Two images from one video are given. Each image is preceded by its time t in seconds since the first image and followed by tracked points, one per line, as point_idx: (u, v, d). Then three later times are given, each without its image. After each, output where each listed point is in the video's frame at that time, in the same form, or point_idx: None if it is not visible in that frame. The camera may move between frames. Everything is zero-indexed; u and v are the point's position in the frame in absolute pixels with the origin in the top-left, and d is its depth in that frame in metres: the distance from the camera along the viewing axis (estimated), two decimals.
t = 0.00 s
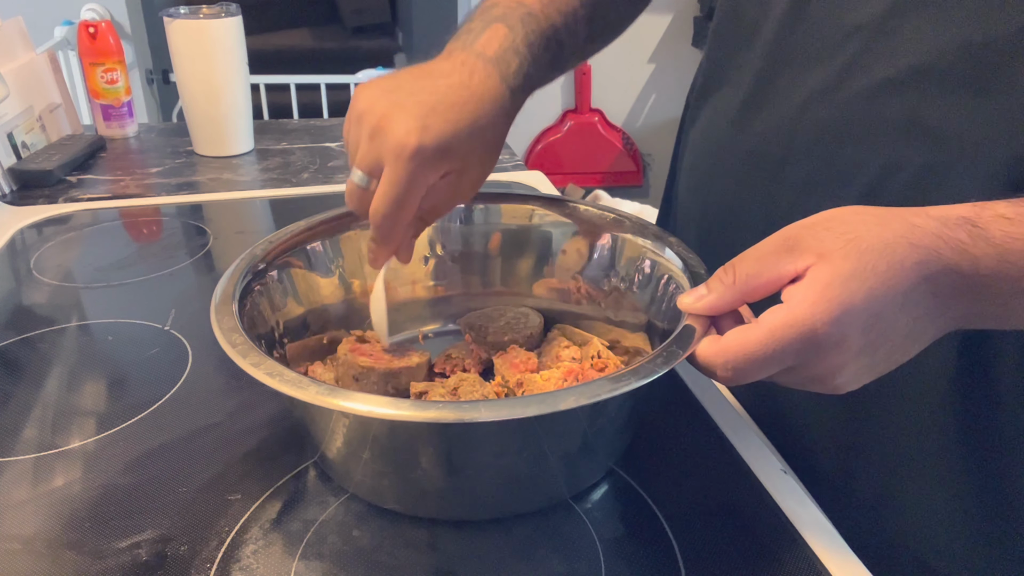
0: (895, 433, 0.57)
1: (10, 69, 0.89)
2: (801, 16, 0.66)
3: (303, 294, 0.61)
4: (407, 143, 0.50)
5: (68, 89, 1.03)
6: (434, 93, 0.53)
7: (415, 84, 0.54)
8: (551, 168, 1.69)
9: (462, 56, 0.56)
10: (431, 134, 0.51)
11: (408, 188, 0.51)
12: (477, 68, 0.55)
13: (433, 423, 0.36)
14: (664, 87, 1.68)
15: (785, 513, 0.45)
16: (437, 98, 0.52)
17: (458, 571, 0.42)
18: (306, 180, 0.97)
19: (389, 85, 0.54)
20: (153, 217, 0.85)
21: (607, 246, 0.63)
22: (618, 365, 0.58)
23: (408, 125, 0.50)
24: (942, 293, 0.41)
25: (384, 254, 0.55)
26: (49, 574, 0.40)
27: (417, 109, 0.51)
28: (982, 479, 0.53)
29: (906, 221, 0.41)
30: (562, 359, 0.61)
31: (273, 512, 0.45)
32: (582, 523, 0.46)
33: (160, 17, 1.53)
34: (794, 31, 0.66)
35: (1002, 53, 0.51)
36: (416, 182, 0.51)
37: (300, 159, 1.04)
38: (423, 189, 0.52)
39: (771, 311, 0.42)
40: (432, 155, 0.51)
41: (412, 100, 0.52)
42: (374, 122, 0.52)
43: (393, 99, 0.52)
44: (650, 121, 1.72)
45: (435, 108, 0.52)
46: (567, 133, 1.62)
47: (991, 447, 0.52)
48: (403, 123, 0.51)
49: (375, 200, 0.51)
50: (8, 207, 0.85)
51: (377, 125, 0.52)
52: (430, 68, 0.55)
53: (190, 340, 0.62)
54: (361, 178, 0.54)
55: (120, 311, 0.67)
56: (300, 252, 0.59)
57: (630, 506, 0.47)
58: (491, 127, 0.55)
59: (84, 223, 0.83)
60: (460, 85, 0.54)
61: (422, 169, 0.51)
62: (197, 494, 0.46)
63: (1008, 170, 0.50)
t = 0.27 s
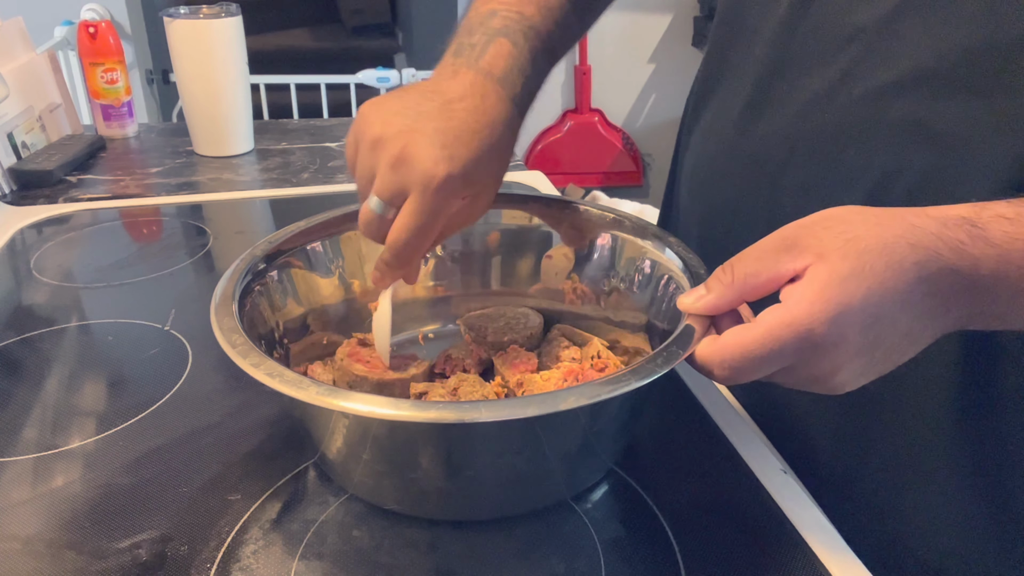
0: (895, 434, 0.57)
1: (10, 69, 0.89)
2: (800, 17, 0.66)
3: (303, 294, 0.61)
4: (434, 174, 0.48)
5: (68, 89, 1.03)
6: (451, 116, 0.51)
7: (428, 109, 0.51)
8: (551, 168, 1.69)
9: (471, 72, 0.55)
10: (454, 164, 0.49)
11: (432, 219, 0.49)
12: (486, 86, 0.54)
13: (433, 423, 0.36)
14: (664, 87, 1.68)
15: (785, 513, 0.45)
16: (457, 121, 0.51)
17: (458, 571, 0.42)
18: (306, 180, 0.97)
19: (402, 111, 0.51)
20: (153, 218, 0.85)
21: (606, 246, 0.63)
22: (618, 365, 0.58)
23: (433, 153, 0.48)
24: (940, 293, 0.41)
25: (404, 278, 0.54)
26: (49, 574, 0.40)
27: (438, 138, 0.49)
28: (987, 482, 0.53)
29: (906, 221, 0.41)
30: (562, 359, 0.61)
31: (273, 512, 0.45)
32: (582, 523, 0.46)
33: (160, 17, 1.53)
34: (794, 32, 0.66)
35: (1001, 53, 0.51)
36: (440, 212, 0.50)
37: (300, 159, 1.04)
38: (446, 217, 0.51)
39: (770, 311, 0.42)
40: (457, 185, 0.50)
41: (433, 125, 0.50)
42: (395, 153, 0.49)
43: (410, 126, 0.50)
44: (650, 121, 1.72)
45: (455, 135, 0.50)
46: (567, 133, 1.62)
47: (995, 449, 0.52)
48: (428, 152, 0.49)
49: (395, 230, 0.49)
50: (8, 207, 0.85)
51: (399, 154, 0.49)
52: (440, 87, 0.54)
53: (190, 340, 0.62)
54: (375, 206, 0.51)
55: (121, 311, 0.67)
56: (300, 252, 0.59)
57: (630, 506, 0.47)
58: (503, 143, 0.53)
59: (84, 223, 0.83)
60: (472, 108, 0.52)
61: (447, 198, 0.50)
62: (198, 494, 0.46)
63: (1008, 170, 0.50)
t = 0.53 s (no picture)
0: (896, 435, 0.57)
1: (10, 69, 0.89)
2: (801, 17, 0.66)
3: (303, 294, 0.61)
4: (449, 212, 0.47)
5: (68, 89, 1.03)
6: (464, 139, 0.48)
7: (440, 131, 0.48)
8: (551, 168, 1.69)
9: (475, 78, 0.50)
10: (471, 196, 0.47)
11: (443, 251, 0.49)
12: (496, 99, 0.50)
13: (433, 423, 0.36)
14: (664, 87, 1.68)
15: (785, 513, 0.45)
16: (475, 151, 0.48)
17: (458, 570, 0.42)
18: (306, 180, 0.97)
19: (413, 134, 0.48)
20: (153, 218, 0.85)
21: (606, 246, 0.63)
22: (618, 365, 0.58)
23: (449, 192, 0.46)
24: (940, 294, 0.41)
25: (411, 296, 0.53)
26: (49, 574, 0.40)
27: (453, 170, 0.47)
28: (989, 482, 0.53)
29: (906, 222, 0.41)
30: (562, 359, 0.61)
31: (273, 512, 0.45)
32: (581, 523, 0.46)
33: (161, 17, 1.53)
34: (793, 31, 0.66)
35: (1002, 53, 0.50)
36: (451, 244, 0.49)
37: (300, 159, 1.04)
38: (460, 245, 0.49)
39: (770, 311, 0.42)
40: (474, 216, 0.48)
41: (446, 156, 0.47)
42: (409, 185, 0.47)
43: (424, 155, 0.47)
44: (650, 121, 1.72)
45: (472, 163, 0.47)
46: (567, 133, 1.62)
47: (998, 450, 0.52)
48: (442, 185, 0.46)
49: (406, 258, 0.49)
50: (8, 207, 0.85)
51: (413, 187, 0.47)
52: (445, 99, 0.49)
53: (190, 340, 0.62)
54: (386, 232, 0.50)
55: (120, 311, 0.67)
56: (300, 252, 0.59)
57: (629, 506, 0.47)
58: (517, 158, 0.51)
59: (84, 223, 0.83)
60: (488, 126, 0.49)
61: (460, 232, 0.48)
62: (198, 494, 0.46)
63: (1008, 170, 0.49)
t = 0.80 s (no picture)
0: (896, 437, 0.57)
1: (10, 69, 0.89)
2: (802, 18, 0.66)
3: (303, 295, 0.61)
4: (405, 208, 0.45)
5: (68, 89, 1.03)
6: (422, 132, 0.47)
7: (399, 131, 0.47)
8: (551, 168, 1.69)
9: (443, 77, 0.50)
10: (427, 191, 0.46)
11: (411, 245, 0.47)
12: (460, 89, 0.49)
13: (433, 423, 0.36)
14: (664, 87, 1.68)
15: (785, 513, 0.45)
16: (429, 144, 0.46)
17: (458, 571, 0.42)
18: (306, 180, 0.97)
19: (372, 134, 0.48)
20: (153, 218, 0.85)
21: (606, 246, 0.63)
22: (618, 365, 0.58)
23: (403, 185, 0.45)
24: (941, 299, 0.41)
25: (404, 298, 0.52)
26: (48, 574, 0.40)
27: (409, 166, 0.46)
28: (987, 486, 0.52)
29: (907, 226, 0.41)
30: (562, 360, 0.61)
31: (273, 512, 0.45)
32: (581, 523, 0.46)
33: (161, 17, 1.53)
34: (795, 32, 0.66)
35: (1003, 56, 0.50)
36: (421, 237, 0.47)
37: (300, 160, 1.04)
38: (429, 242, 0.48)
39: (771, 312, 0.42)
40: (436, 211, 0.47)
41: (400, 152, 0.46)
42: (364, 188, 0.46)
43: (381, 158, 0.47)
44: (650, 121, 1.72)
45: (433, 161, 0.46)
46: (567, 133, 1.62)
47: (998, 455, 0.51)
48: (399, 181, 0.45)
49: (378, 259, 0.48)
50: (8, 207, 0.85)
51: (370, 188, 0.46)
52: (409, 98, 0.49)
53: (191, 340, 0.62)
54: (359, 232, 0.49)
55: (120, 311, 0.67)
56: (300, 253, 0.59)
57: (629, 506, 0.47)
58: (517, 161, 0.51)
59: (84, 223, 0.83)
60: (449, 117, 0.48)
61: (425, 224, 0.47)
62: (198, 494, 0.46)
63: (1008, 173, 0.49)
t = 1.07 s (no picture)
0: (896, 437, 0.57)
1: (10, 69, 0.89)
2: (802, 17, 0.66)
3: (303, 295, 0.61)
4: (421, 163, 0.51)
5: (68, 89, 1.03)
6: (447, 106, 0.52)
7: (426, 104, 0.53)
8: (551, 168, 1.69)
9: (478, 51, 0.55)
10: (458, 148, 0.51)
11: (432, 204, 0.52)
12: (483, 60, 0.54)
13: (434, 423, 0.36)
14: (664, 87, 1.68)
15: (785, 513, 0.45)
16: (449, 105, 0.52)
17: (458, 571, 0.42)
18: (306, 180, 0.97)
19: (405, 106, 0.54)
20: (153, 218, 0.85)
21: (606, 246, 0.63)
22: (618, 364, 0.58)
23: (422, 141, 0.51)
24: (942, 298, 0.41)
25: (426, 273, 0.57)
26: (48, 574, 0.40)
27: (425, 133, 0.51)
28: (990, 487, 0.52)
29: (908, 225, 0.41)
30: (563, 359, 0.61)
31: (273, 512, 0.45)
32: (581, 523, 0.46)
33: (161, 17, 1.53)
34: (796, 32, 0.66)
35: (1003, 55, 0.50)
36: (442, 196, 0.52)
37: (299, 159, 1.04)
38: (446, 204, 0.53)
39: (771, 312, 0.42)
40: (455, 170, 0.52)
41: (428, 120, 0.52)
42: (389, 147, 0.52)
43: (405, 124, 0.53)
44: (650, 121, 1.72)
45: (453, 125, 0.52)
46: (568, 133, 1.62)
47: (998, 456, 0.51)
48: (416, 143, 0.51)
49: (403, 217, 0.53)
50: (8, 207, 0.85)
51: (392, 147, 0.52)
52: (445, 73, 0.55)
53: (191, 340, 0.62)
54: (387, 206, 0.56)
55: (120, 311, 0.67)
56: (300, 253, 0.59)
57: (630, 506, 0.47)
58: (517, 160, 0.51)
59: (84, 223, 0.83)
60: (468, 85, 0.53)
61: (444, 184, 0.52)
62: (198, 494, 0.46)
63: (1009, 172, 0.49)
